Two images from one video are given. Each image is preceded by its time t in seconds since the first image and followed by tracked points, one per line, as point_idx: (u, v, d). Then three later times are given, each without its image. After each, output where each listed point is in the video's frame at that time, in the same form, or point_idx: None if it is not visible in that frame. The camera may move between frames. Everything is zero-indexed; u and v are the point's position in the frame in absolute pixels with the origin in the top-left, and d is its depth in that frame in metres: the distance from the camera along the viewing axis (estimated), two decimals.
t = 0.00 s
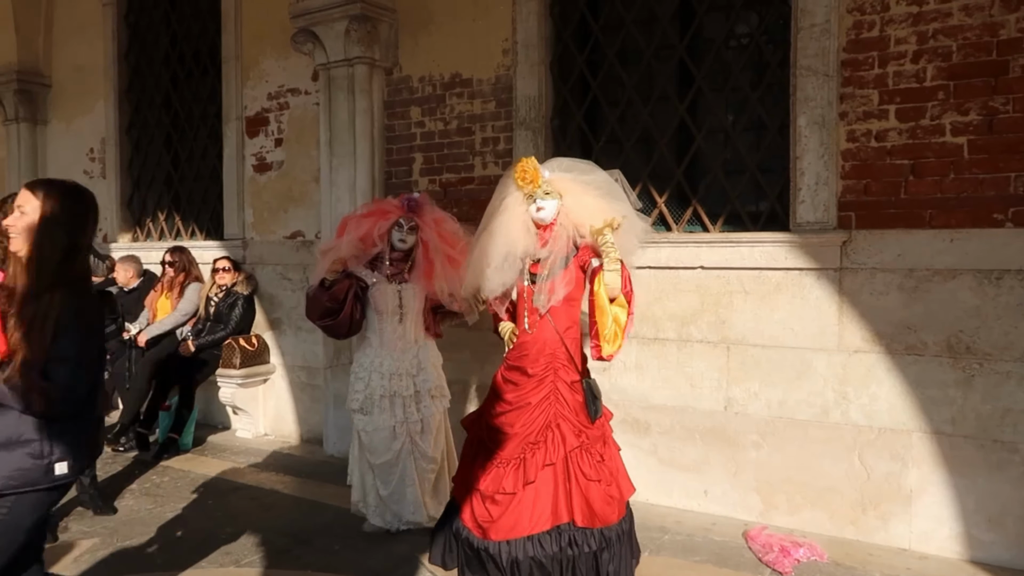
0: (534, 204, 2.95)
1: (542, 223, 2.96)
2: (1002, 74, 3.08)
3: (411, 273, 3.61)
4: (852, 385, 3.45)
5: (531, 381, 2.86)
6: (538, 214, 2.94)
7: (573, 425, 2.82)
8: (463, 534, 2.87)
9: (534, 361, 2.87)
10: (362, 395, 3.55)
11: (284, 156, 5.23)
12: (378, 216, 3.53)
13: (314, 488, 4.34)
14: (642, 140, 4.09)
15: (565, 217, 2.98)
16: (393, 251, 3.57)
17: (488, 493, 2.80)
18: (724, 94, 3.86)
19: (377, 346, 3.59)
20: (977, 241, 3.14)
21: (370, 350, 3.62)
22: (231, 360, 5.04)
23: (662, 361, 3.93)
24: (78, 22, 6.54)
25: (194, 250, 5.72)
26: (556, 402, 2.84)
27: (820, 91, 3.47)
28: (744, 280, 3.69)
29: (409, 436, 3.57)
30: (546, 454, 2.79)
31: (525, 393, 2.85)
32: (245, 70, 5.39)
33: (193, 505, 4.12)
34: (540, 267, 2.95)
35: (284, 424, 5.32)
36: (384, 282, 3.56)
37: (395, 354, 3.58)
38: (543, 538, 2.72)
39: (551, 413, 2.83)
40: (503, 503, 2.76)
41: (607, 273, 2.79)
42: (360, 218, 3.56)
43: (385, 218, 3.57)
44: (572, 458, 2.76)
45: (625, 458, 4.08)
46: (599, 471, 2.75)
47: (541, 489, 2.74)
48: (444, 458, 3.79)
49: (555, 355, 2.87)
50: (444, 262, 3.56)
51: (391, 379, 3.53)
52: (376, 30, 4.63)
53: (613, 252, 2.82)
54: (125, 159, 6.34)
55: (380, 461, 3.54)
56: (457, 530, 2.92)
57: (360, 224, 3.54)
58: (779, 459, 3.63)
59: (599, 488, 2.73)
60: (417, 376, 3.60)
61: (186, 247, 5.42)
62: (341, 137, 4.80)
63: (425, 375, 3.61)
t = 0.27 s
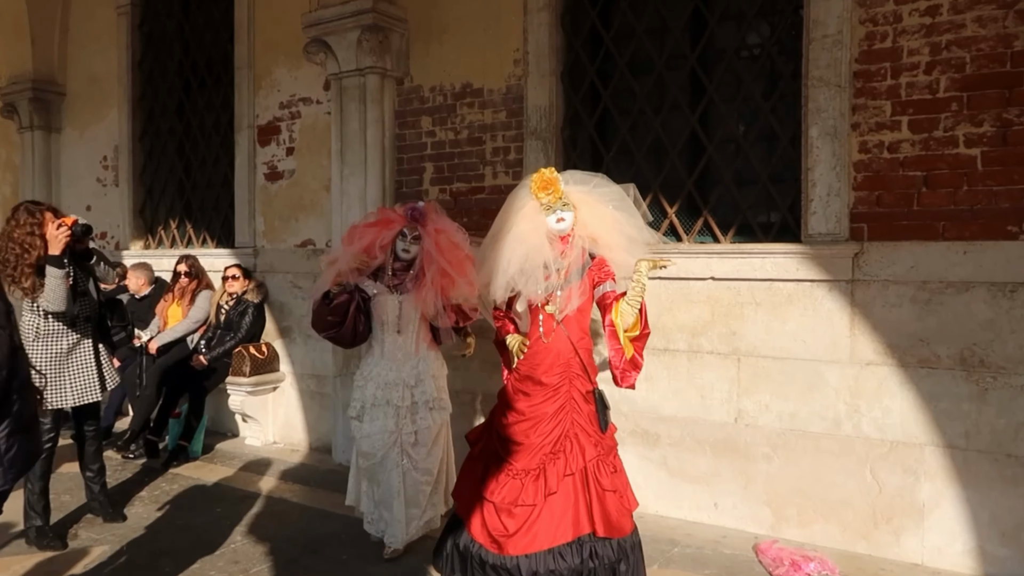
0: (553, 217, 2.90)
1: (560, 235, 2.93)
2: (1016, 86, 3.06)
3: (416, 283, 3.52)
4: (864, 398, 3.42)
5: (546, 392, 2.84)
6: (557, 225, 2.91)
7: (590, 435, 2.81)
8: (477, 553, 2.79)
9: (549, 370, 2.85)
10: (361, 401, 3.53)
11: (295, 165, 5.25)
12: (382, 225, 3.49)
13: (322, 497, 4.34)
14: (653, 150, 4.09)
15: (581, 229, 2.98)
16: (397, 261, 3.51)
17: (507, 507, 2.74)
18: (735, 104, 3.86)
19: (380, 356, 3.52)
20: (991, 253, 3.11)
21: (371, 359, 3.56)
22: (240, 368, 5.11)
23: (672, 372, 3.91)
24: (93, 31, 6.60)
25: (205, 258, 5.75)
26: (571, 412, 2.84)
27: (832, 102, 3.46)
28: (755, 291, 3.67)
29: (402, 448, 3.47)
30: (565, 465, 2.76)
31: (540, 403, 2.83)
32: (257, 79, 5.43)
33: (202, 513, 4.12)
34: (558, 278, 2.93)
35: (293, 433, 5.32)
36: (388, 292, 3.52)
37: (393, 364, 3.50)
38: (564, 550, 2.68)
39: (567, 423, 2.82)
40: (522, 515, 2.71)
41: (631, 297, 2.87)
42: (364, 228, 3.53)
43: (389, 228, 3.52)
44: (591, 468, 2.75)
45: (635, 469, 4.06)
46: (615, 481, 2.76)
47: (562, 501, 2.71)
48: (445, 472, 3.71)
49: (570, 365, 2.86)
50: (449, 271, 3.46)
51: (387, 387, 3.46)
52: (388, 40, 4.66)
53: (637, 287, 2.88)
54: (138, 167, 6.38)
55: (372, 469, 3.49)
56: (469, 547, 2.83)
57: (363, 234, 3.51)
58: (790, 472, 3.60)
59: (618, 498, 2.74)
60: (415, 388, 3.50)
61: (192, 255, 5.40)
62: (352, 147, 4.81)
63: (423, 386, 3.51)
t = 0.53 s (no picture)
0: (559, 240, 2.92)
1: (564, 258, 2.95)
2: (1017, 107, 3.08)
3: (416, 303, 3.51)
4: (869, 418, 3.41)
5: (547, 411, 2.85)
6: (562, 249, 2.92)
7: (589, 456, 2.82)
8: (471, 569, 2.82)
9: (550, 390, 2.86)
10: (352, 421, 3.45)
11: (299, 185, 5.27)
12: (384, 243, 3.43)
13: (325, 518, 4.32)
14: (656, 170, 4.10)
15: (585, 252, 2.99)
16: (398, 280, 3.48)
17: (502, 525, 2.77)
18: (737, 125, 3.87)
19: (378, 376, 3.46)
20: (995, 274, 3.11)
21: (366, 378, 3.50)
22: (243, 388, 5.04)
23: (676, 392, 3.90)
24: (100, 52, 6.67)
25: (209, 277, 5.76)
26: (571, 432, 2.85)
27: (834, 123, 3.48)
28: (759, 311, 3.67)
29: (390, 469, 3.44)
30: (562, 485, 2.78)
31: (541, 423, 2.85)
32: (262, 100, 5.47)
33: (204, 534, 4.10)
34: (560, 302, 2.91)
35: (296, 452, 5.31)
36: (388, 311, 3.47)
37: (391, 385, 3.46)
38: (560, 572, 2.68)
39: (566, 444, 2.83)
40: (517, 534, 2.73)
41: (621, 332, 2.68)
42: (366, 246, 3.47)
43: (390, 246, 3.47)
44: (589, 490, 2.76)
45: (639, 490, 4.04)
46: (614, 505, 2.77)
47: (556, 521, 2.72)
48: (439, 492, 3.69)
49: (571, 386, 2.87)
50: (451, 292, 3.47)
51: (381, 410, 3.41)
52: (392, 61, 4.70)
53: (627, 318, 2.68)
54: (143, 186, 6.42)
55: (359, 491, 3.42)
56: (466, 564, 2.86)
57: (365, 252, 3.44)
58: (795, 493, 3.58)
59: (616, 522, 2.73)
60: (410, 410, 3.47)
61: (194, 276, 5.40)
62: (356, 167, 4.84)
63: (418, 409, 3.48)
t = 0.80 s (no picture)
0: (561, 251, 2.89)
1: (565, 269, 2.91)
2: (1017, 117, 3.09)
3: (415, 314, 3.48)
4: (872, 429, 3.40)
5: (544, 422, 2.88)
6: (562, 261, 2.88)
7: (584, 469, 2.82)
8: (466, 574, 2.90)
9: (548, 402, 2.88)
10: (344, 436, 3.36)
11: (300, 197, 5.28)
12: (386, 253, 3.35)
13: (326, 531, 4.30)
14: (657, 182, 4.11)
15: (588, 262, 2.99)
16: (397, 290, 3.43)
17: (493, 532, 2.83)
18: (738, 136, 3.89)
19: (373, 388, 3.41)
20: (997, 284, 3.11)
21: (360, 389, 3.44)
22: (244, 401, 5.01)
23: (678, 404, 3.89)
24: (103, 67, 6.70)
25: (210, 290, 5.76)
26: (567, 445, 2.85)
27: (834, 134, 3.49)
28: (760, 322, 3.67)
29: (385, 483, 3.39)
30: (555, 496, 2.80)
31: (537, 433, 2.87)
32: (263, 113, 5.49)
33: (204, 548, 4.08)
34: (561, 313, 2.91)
35: (296, 465, 5.29)
36: (387, 323, 3.42)
37: (387, 398, 3.41)
38: None
39: (562, 455, 2.85)
40: (506, 542, 2.79)
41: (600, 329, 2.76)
42: (366, 254, 3.37)
43: (391, 255, 3.40)
44: (582, 504, 2.77)
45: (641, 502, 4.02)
46: (607, 519, 2.78)
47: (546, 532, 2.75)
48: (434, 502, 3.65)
49: (570, 399, 2.87)
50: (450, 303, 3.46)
51: (377, 423, 3.35)
52: (393, 75, 4.73)
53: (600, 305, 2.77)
54: (144, 200, 6.43)
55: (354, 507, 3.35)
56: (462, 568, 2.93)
57: (366, 261, 3.35)
58: (798, 505, 3.56)
59: (608, 536, 2.75)
60: (405, 423, 3.43)
61: (196, 288, 5.43)
62: (357, 180, 4.85)
63: (414, 422, 3.44)
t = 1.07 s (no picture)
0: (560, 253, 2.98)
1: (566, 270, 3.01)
2: (1015, 117, 3.09)
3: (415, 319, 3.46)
4: (874, 430, 3.39)
5: (548, 427, 2.92)
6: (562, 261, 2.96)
7: (586, 474, 2.86)
8: None
9: (551, 408, 2.93)
10: (340, 446, 3.29)
11: (300, 204, 5.29)
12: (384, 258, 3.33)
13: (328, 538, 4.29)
14: (656, 184, 4.11)
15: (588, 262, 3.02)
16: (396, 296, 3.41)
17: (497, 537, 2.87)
18: (737, 138, 3.89)
19: (367, 397, 3.34)
20: (998, 283, 3.11)
21: (356, 397, 3.35)
22: (245, 408, 5.01)
23: (679, 406, 3.89)
24: (102, 76, 6.72)
25: (210, 297, 5.76)
26: (570, 450, 2.89)
27: (833, 136, 3.49)
28: (761, 324, 3.66)
29: (385, 491, 3.33)
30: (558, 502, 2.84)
31: (541, 438, 2.92)
32: (263, 120, 5.50)
33: (206, 555, 4.08)
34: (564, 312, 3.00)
35: (298, 472, 5.28)
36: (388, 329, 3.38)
37: (389, 404, 3.38)
38: None
39: (566, 460, 2.88)
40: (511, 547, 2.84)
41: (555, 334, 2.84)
42: (364, 261, 3.34)
43: (388, 261, 3.38)
44: (584, 509, 2.81)
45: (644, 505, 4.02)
46: (611, 523, 2.81)
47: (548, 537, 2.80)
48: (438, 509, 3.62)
49: (572, 404, 2.92)
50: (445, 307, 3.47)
51: (374, 431, 3.30)
52: (392, 80, 4.74)
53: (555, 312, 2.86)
54: (144, 207, 6.44)
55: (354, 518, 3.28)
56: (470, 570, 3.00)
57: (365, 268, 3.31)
58: (801, 507, 3.56)
59: (611, 540, 2.78)
60: (400, 429, 3.38)
61: (197, 294, 5.44)
62: (357, 186, 4.85)
63: (411, 427, 3.41)
